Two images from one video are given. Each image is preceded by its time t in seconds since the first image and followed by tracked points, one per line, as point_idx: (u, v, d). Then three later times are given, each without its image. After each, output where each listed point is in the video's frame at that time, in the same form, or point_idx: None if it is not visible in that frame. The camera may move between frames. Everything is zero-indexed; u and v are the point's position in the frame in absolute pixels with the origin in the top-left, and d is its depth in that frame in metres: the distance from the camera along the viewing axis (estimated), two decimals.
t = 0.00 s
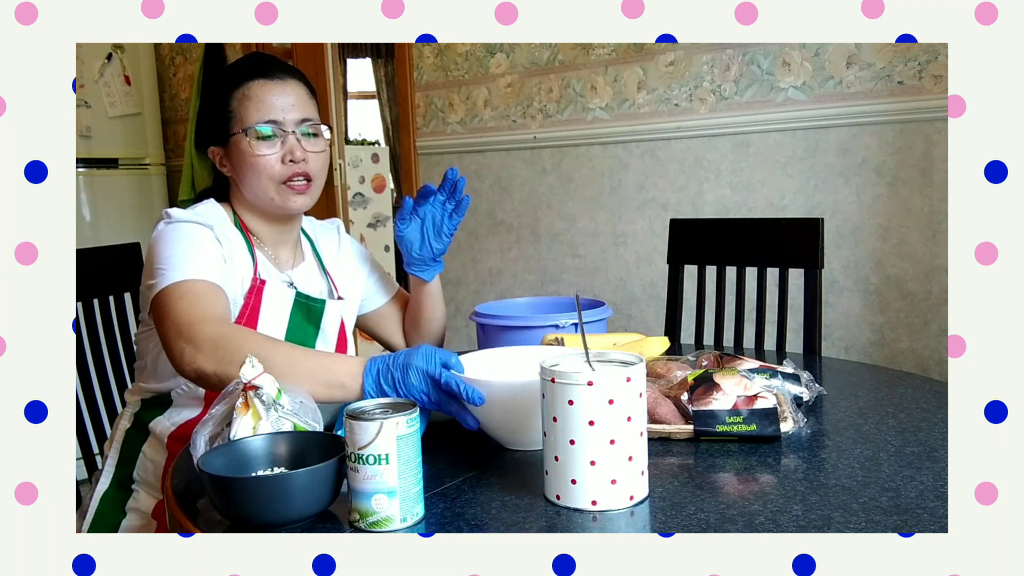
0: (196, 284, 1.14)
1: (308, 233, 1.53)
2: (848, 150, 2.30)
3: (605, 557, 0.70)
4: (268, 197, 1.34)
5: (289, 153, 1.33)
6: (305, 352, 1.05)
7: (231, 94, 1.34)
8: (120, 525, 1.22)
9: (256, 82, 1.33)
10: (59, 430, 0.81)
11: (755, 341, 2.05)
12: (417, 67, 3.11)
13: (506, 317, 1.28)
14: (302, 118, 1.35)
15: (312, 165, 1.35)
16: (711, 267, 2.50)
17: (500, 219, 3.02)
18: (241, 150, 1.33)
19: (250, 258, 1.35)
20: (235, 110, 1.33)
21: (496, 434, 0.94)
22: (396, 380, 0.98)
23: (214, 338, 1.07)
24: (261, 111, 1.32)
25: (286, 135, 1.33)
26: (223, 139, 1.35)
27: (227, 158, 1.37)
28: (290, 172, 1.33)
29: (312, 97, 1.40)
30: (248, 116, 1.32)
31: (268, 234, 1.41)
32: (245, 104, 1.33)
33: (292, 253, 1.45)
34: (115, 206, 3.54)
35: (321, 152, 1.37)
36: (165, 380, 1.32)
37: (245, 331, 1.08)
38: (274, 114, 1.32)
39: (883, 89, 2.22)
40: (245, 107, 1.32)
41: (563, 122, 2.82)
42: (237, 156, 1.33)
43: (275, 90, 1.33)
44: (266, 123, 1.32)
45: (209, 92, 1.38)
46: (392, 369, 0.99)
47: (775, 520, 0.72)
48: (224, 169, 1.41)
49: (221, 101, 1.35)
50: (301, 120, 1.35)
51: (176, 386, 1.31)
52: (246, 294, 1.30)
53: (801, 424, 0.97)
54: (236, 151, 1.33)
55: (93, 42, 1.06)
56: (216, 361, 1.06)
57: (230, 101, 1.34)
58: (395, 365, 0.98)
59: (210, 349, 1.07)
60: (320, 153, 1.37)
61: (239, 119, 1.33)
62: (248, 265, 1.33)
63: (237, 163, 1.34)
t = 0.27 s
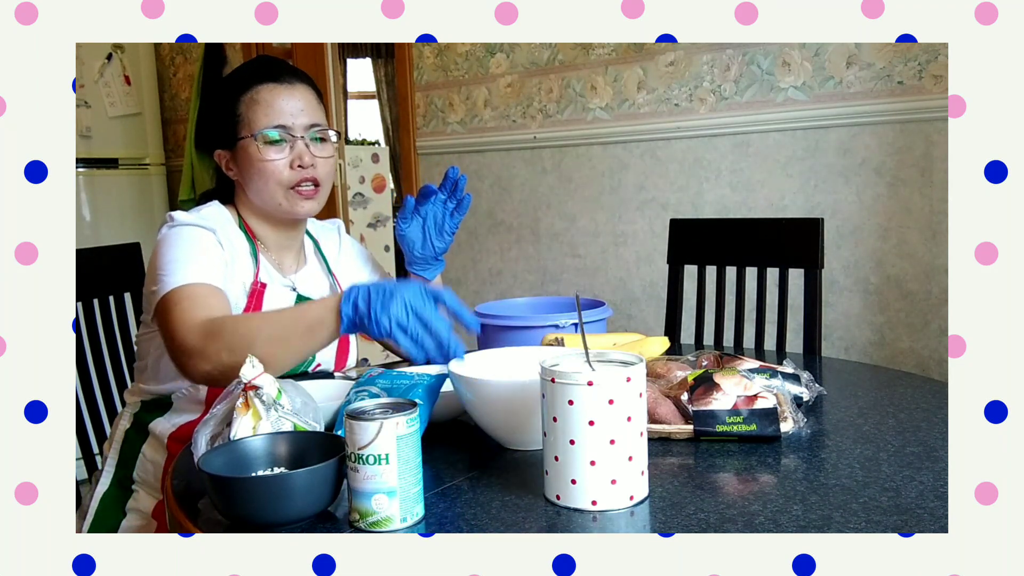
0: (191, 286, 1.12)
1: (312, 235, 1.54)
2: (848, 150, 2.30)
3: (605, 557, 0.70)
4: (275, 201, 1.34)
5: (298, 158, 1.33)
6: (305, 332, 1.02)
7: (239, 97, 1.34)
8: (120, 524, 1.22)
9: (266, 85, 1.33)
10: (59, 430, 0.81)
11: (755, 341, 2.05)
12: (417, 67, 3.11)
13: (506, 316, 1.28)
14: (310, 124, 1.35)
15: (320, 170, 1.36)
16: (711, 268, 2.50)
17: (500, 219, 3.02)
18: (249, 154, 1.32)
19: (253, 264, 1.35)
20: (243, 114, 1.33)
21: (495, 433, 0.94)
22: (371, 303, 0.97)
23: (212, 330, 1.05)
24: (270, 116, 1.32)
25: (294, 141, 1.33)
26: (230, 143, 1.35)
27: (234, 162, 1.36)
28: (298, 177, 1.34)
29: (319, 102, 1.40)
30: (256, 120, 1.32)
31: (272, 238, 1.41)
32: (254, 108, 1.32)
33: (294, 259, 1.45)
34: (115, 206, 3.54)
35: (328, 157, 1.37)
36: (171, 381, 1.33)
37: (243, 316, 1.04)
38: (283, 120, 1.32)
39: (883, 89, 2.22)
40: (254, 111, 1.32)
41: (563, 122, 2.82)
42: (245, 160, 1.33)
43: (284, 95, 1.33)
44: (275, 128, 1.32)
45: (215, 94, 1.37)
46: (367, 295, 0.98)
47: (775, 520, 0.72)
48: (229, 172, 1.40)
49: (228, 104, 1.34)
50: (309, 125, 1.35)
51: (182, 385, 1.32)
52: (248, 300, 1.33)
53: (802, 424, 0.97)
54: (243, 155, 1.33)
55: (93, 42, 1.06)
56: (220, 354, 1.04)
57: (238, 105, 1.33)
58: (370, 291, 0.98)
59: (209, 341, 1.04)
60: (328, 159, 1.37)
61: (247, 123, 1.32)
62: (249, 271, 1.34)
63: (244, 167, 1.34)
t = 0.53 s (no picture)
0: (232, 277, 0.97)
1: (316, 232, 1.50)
2: (848, 150, 2.30)
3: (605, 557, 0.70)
4: (290, 203, 1.30)
5: (314, 158, 1.29)
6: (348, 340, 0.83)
7: (252, 97, 1.29)
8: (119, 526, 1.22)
9: (280, 86, 1.29)
10: (59, 430, 0.81)
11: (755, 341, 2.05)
12: (417, 67, 3.11)
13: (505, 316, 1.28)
14: (325, 124, 1.31)
15: (336, 171, 1.32)
16: (711, 268, 2.50)
17: (500, 219, 3.02)
18: (264, 154, 1.28)
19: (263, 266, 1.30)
20: (256, 114, 1.29)
21: (495, 434, 0.94)
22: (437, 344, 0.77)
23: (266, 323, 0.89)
24: (285, 116, 1.28)
25: (309, 141, 1.29)
26: (242, 144, 1.30)
27: (247, 162, 1.31)
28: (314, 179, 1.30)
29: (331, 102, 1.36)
30: (271, 120, 1.28)
31: (283, 240, 1.36)
32: (268, 108, 1.28)
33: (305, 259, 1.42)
34: (115, 206, 3.54)
35: (343, 159, 1.34)
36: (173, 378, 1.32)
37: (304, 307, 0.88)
38: (297, 120, 1.28)
39: (883, 89, 2.22)
40: (268, 111, 1.28)
41: (563, 122, 2.82)
42: (259, 161, 1.29)
43: (298, 95, 1.29)
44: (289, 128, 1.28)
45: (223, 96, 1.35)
46: (434, 327, 0.78)
47: (775, 520, 0.72)
48: (239, 173, 1.36)
49: (239, 104, 1.30)
50: (325, 127, 1.31)
51: (184, 385, 1.31)
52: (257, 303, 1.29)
53: (801, 424, 0.97)
54: (257, 155, 1.28)
55: (93, 42, 1.06)
56: (281, 353, 0.86)
57: (251, 104, 1.29)
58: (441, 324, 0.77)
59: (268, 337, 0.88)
60: (342, 160, 1.33)
61: (261, 123, 1.28)
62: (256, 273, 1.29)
63: (258, 168, 1.30)
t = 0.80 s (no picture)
0: (275, 290, 0.98)
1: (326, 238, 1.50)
2: (848, 150, 2.30)
3: (606, 557, 0.70)
4: (305, 206, 1.26)
5: (331, 161, 1.25)
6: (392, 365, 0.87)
7: (268, 99, 1.26)
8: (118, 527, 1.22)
9: (295, 88, 1.26)
10: (59, 430, 0.81)
11: (755, 340, 2.05)
12: (417, 67, 3.11)
13: (503, 316, 1.28)
14: (341, 127, 1.27)
15: (352, 174, 1.28)
16: (711, 268, 2.50)
17: (500, 219, 3.02)
18: (279, 157, 1.24)
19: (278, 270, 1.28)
20: (272, 116, 1.25)
21: (494, 434, 0.95)
22: (485, 383, 0.82)
23: (316, 340, 0.92)
24: (301, 117, 1.24)
25: (325, 143, 1.25)
26: (257, 146, 1.26)
27: (262, 165, 1.27)
28: (330, 182, 1.26)
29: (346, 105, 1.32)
30: (286, 122, 1.24)
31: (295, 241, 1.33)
32: (284, 110, 1.24)
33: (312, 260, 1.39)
34: (114, 206, 3.53)
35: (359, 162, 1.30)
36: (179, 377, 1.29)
37: (357, 328, 0.91)
38: (313, 122, 1.25)
39: (883, 89, 2.22)
40: (284, 113, 1.24)
41: (563, 122, 2.82)
42: (274, 163, 1.25)
43: (314, 97, 1.26)
44: (305, 130, 1.24)
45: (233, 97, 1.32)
46: (480, 369, 0.83)
47: (776, 520, 0.72)
48: (251, 175, 1.32)
49: (254, 105, 1.26)
50: (341, 129, 1.27)
51: (191, 385, 1.29)
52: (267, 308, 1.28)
53: (802, 424, 0.97)
54: (272, 157, 1.24)
55: (93, 42, 1.06)
56: (331, 372, 0.90)
57: (266, 106, 1.25)
58: (486, 362, 0.82)
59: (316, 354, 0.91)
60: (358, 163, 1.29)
61: (276, 125, 1.24)
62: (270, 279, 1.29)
63: (273, 170, 1.26)
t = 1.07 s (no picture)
0: (283, 294, 0.99)
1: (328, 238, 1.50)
2: (848, 150, 2.30)
3: (606, 557, 0.70)
4: (306, 208, 1.26)
5: (332, 163, 1.26)
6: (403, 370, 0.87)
7: (268, 101, 1.26)
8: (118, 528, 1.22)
9: (296, 89, 1.26)
10: (60, 430, 0.81)
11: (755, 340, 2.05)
12: (417, 67, 3.11)
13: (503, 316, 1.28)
14: (342, 128, 1.28)
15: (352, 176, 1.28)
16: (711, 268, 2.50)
17: (500, 219, 3.02)
18: (280, 158, 1.24)
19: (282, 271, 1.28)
20: (272, 117, 1.25)
21: (494, 434, 0.94)
22: (495, 384, 0.82)
23: (325, 346, 0.92)
24: (303, 119, 1.25)
25: (326, 145, 1.26)
26: (257, 148, 1.26)
27: (262, 167, 1.28)
28: (331, 183, 1.26)
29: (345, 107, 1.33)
30: (287, 123, 1.24)
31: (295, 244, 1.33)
32: (285, 111, 1.25)
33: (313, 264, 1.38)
34: (114, 206, 3.53)
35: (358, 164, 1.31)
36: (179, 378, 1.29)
37: (366, 332, 0.91)
38: (314, 123, 1.25)
39: (883, 89, 2.22)
40: (285, 114, 1.25)
41: (563, 122, 2.82)
42: (274, 164, 1.25)
43: (315, 99, 1.27)
44: (306, 132, 1.25)
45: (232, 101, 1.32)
46: (491, 371, 0.83)
47: (776, 520, 0.72)
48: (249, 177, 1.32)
49: (254, 107, 1.27)
50: (341, 131, 1.28)
51: (192, 387, 1.28)
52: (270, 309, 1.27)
53: (801, 424, 0.97)
54: (273, 159, 1.25)
55: (93, 42, 1.06)
56: (340, 377, 0.90)
57: (267, 107, 1.26)
58: (496, 363, 0.82)
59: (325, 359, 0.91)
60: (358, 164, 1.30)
61: (277, 126, 1.25)
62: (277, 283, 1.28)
63: (273, 172, 1.26)
